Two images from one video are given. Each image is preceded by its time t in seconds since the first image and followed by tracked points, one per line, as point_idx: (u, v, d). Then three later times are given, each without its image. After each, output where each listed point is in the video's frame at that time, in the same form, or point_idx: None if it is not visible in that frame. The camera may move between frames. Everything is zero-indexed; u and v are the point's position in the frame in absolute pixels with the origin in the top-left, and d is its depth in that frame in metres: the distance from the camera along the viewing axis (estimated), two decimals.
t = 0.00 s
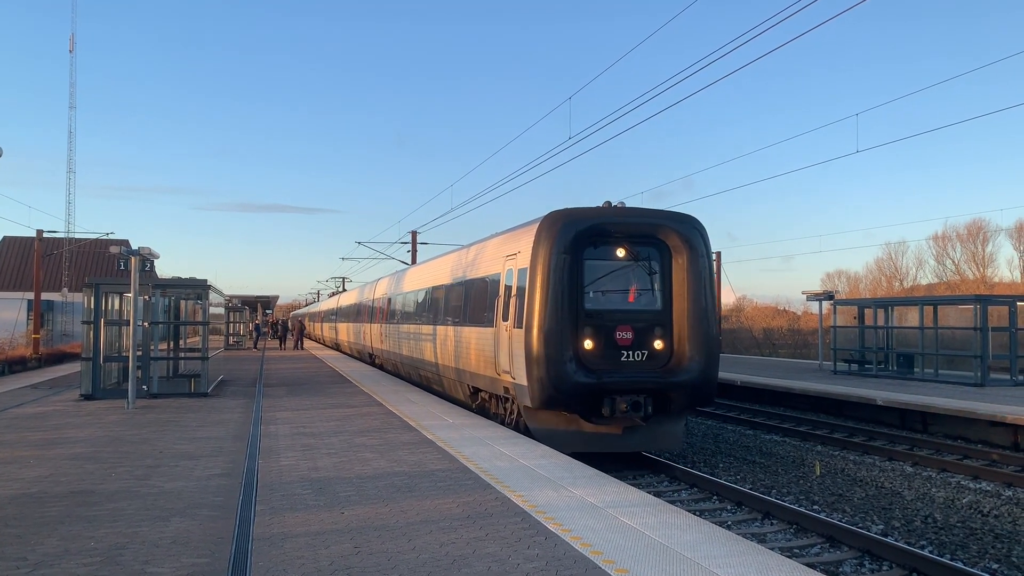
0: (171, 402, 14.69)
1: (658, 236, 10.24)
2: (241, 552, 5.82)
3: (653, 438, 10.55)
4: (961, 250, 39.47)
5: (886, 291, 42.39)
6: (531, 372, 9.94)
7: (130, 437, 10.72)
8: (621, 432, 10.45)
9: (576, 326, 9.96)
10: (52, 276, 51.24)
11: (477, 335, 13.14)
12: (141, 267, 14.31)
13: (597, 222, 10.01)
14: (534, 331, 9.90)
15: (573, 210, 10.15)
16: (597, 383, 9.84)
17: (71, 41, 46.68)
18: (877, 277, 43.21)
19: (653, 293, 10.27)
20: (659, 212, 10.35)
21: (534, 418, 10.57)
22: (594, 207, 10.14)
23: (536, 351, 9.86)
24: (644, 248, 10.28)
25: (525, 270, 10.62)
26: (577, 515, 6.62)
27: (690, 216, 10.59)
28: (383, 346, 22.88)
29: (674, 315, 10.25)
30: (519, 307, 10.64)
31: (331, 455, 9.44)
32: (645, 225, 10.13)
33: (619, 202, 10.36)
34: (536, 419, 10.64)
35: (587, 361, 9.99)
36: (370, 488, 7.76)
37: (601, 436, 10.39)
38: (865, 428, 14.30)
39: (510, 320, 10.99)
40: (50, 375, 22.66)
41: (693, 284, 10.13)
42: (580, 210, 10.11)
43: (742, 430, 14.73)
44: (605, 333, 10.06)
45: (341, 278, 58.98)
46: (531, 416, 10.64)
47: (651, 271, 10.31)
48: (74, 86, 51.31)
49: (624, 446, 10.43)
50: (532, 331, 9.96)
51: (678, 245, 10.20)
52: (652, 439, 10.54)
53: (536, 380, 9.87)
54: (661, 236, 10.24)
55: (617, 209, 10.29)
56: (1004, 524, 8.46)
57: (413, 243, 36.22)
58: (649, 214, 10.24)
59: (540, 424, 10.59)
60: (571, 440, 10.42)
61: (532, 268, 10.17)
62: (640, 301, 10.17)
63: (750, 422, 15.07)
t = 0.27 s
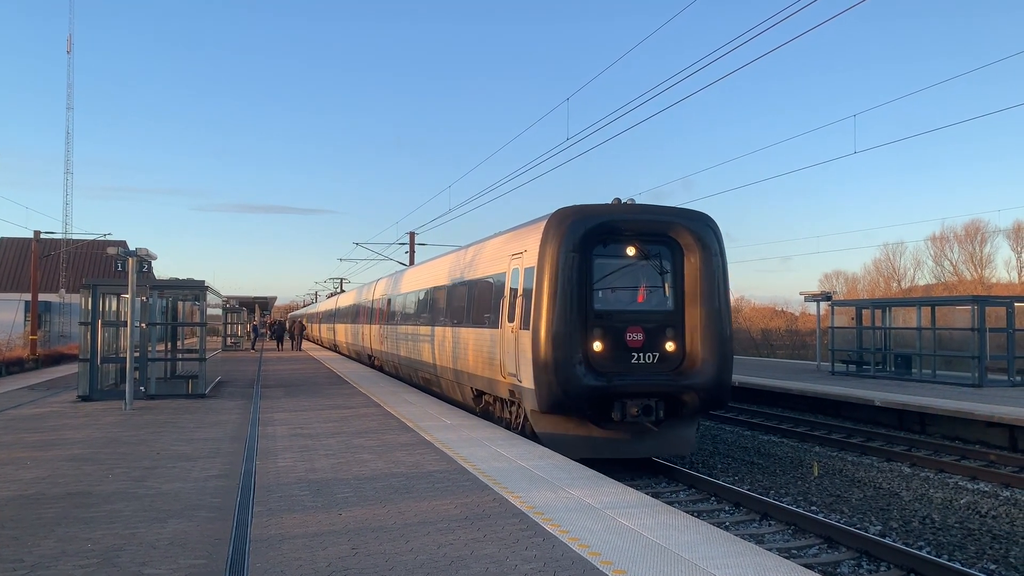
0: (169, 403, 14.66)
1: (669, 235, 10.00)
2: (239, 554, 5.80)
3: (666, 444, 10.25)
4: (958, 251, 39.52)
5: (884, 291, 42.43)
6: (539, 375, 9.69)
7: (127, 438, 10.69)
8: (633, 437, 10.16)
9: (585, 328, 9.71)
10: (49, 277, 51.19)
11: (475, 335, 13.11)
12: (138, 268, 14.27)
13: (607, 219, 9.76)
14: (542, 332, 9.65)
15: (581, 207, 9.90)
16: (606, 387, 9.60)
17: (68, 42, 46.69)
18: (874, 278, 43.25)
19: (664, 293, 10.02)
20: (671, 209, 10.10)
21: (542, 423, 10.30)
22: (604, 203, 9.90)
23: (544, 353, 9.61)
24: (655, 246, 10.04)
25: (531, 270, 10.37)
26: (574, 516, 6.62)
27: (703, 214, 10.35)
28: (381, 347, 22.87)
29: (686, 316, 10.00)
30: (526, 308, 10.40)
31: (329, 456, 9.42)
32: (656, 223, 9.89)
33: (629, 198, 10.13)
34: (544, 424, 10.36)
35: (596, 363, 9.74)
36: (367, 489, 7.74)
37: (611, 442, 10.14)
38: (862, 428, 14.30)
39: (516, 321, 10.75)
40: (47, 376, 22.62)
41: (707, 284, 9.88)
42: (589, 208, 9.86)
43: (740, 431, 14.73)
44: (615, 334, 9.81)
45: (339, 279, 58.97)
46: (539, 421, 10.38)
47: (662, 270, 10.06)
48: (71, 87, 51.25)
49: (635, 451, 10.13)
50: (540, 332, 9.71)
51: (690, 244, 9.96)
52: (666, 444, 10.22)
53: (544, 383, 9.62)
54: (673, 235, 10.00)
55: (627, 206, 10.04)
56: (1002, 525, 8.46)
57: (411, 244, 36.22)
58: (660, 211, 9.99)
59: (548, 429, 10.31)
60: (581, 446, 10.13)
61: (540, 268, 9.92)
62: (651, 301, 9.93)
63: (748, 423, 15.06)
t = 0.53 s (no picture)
0: (167, 404, 14.66)
1: (683, 232, 9.72)
2: (237, 554, 5.80)
3: (678, 449, 10.01)
4: (956, 252, 39.57)
5: (882, 292, 42.47)
6: (549, 377, 9.41)
7: (125, 439, 10.69)
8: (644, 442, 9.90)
9: (596, 328, 9.42)
10: (47, 278, 51.18)
11: (473, 336, 13.11)
12: (136, 268, 14.26)
13: (619, 216, 9.48)
14: (552, 333, 9.37)
15: (592, 204, 9.62)
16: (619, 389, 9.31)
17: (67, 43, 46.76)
18: (872, 279, 43.29)
19: (678, 292, 9.74)
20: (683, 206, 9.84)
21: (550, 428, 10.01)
22: (615, 200, 9.62)
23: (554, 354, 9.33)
24: (668, 244, 9.76)
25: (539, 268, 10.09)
26: (572, 517, 6.63)
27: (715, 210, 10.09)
28: (379, 348, 22.87)
29: (700, 316, 9.72)
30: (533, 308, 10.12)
31: (327, 457, 9.41)
32: (669, 220, 9.62)
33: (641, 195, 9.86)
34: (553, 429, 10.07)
35: (608, 365, 9.45)
36: (365, 490, 7.74)
37: (623, 447, 9.85)
38: (861, 429, 14.31)
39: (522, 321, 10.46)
40: (46, 376, 22.63)
41: (721, 282, 9.62)
42: (600, 204, 9.58)
43: (738, 432, 14.74)
44: (628, 335, 9.52)
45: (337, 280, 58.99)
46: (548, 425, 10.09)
47: (675, 268, 9.78)
48: (69, 88, 51.25)
49: (648, 457, 9.87)
50: (550, 333, 9.43)
51: (704, 241, 9.69)
52: (678, 450, 9.99)
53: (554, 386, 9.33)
54: (686, 232, 9.73)
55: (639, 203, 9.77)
56: (999, 525, 8.47)
57: (409, 245, 36.23)
58: (673, 208, 9.72)
59: (557, 434, 10.02)
60: (592, 452, 9.85)
61: (549, 267, 9.64)
62: (663, 301, 9.65)
63: (746, 423, 15.06)
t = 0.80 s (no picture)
0: (164, 404, 14.65)
1: (699, 228, 9.34)
2: (234, 555, 5.80)
3: (695, 455, 9.59)
4: (954, 253, 39.63)
5: (879, 293, 42.52)
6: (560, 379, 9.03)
7: (122, 439, 10.68)
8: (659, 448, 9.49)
9: (608, 329, 9.05)
10: (44, 278, 51.16)
11: (472, 337, 13.11)
12: (134, 268, 14.23)
13: (633, 211, 9.10)
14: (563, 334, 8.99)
15: (604, 198, 9.26)
16: (632, 393, 8.92)
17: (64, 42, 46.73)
18: (870, 279, 43.34)
19: (693, 292, 9.36)
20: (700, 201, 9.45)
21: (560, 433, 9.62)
22: (628, 195, 9.25)
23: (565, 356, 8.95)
24: (683, 241, 9.39)
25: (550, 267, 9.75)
26: (570, 517, 6.63)
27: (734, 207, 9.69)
28: (376, 347, 22.87)
29: (717, 317, 9.33)
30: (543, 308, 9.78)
31: (324, 457, 9.41)
32: (685, 216, 9.23)
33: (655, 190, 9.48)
34: (563, 434, 9.69)
35: (621, 368, 9.07)
36: (362, 490, 7.74)
37: (637, 454, 9.44)
38: (858, 429, 14.31)
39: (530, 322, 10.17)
40: (43, 376, 22.61)
41: (740, 281, 9.22)
42: (612, 199, 9.22)
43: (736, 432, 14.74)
44: (641, 336, 9.13)
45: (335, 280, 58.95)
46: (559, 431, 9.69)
47: (690, 266, 9.41)
48: (67, 87, 51.21)
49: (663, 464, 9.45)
50: (560, 334, 9.06)
51: (722, 238, 9.30)
52: (694, 456, 9.58)
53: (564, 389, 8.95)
54: (703, 228, 9.34)
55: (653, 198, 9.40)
56: (997, 526, 8.48)
57: (407, 245, 36.23)
58: (689, 203, 9.34)
59: (568, 439, 9.63)
60: (605, 459, 9.45)
61: (560, 265, 9.28)
62: (678, 300, 9.27)
63: (743, 423, 15.08)
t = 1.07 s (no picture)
0: (162, 404, 14.64)
1: (716, 223, 8.89)
2: (231, 555, 5.79)
3: (712, 461, 9.16)
4: (951, 253, 39.68)
5: (877, 293, 42.56)
6: (571, 382, 8.60)
7: (120, 438, 10.67)
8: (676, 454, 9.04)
9: (622, 329, 8.58)
10: (42, 278, 51.11)
11: (470, 337, 13.11)
12: (131, 267, 14.21)
13: (647, 205, 8.67)
14: (575, 334, 8.54)
15: (617, 192, 8.80)
16: (647, 397, 8.45)
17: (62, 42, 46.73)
18: (868, 280, 43.38)
19: (711, 290, 8.92)
20: (718, 195, 9.02)
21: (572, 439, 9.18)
22: (642, 188, 8.81)
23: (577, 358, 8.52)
24: (701, 237, 8.95)
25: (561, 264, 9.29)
26: (568, 516, 6.64)
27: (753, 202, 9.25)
28: (374, 347, 22.87)
29: (736, 317, 8.88)
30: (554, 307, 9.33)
31: (322, 457, 9.40)
32: (702, 210, 8.79)
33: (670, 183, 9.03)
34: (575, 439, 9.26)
35: (635, 370, 8.60)
36: (360, 490, 7.74)
37: (652, 460, 9.00)
38: (856, 429, 14.32)
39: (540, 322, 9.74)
40: (40, 376, 22.59)
41: (760, 279, 8.76)
42: (626, 193, 8.77)
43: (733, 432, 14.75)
44: (657, 337, 8.67)
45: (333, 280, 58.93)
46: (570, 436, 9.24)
47: (708, 263, 8.97)
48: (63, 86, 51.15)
49: (679, 470, 9.01)
50: (572, 334, 8.61)
51: (741, 234, 8.86)
52: (712, 462, 9.14)
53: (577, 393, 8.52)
54: (721, 224, 8.90)
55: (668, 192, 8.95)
56: (994, 526, 8.49)
57: (405, 244, 36.21)
58: (706, 197, 8.89)
59: (579, 445, 9.19)
60: (618, 465, 9.02)
61: (571, 262, 8.84)
62: (695, 300, 8.84)
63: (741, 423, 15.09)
